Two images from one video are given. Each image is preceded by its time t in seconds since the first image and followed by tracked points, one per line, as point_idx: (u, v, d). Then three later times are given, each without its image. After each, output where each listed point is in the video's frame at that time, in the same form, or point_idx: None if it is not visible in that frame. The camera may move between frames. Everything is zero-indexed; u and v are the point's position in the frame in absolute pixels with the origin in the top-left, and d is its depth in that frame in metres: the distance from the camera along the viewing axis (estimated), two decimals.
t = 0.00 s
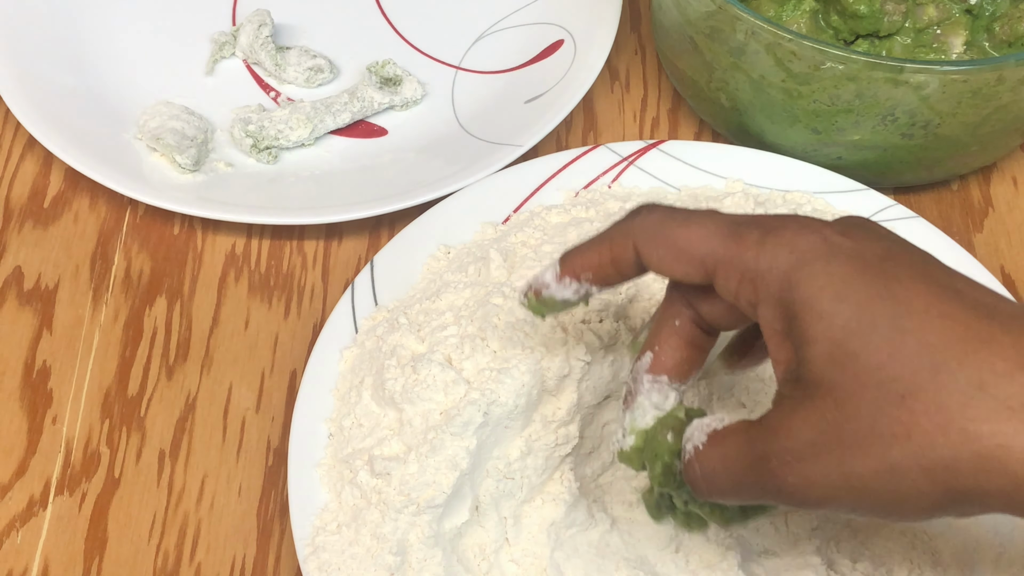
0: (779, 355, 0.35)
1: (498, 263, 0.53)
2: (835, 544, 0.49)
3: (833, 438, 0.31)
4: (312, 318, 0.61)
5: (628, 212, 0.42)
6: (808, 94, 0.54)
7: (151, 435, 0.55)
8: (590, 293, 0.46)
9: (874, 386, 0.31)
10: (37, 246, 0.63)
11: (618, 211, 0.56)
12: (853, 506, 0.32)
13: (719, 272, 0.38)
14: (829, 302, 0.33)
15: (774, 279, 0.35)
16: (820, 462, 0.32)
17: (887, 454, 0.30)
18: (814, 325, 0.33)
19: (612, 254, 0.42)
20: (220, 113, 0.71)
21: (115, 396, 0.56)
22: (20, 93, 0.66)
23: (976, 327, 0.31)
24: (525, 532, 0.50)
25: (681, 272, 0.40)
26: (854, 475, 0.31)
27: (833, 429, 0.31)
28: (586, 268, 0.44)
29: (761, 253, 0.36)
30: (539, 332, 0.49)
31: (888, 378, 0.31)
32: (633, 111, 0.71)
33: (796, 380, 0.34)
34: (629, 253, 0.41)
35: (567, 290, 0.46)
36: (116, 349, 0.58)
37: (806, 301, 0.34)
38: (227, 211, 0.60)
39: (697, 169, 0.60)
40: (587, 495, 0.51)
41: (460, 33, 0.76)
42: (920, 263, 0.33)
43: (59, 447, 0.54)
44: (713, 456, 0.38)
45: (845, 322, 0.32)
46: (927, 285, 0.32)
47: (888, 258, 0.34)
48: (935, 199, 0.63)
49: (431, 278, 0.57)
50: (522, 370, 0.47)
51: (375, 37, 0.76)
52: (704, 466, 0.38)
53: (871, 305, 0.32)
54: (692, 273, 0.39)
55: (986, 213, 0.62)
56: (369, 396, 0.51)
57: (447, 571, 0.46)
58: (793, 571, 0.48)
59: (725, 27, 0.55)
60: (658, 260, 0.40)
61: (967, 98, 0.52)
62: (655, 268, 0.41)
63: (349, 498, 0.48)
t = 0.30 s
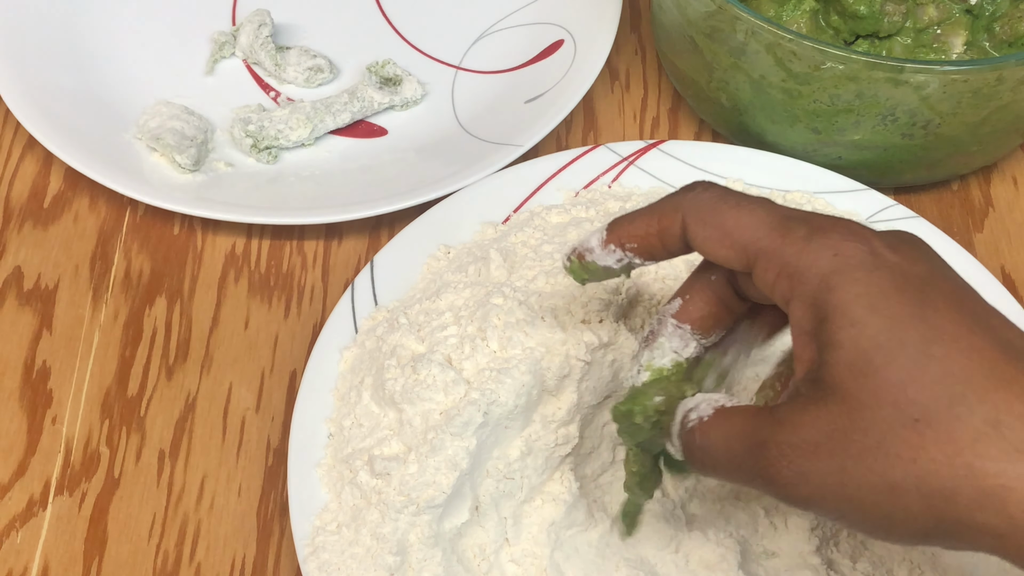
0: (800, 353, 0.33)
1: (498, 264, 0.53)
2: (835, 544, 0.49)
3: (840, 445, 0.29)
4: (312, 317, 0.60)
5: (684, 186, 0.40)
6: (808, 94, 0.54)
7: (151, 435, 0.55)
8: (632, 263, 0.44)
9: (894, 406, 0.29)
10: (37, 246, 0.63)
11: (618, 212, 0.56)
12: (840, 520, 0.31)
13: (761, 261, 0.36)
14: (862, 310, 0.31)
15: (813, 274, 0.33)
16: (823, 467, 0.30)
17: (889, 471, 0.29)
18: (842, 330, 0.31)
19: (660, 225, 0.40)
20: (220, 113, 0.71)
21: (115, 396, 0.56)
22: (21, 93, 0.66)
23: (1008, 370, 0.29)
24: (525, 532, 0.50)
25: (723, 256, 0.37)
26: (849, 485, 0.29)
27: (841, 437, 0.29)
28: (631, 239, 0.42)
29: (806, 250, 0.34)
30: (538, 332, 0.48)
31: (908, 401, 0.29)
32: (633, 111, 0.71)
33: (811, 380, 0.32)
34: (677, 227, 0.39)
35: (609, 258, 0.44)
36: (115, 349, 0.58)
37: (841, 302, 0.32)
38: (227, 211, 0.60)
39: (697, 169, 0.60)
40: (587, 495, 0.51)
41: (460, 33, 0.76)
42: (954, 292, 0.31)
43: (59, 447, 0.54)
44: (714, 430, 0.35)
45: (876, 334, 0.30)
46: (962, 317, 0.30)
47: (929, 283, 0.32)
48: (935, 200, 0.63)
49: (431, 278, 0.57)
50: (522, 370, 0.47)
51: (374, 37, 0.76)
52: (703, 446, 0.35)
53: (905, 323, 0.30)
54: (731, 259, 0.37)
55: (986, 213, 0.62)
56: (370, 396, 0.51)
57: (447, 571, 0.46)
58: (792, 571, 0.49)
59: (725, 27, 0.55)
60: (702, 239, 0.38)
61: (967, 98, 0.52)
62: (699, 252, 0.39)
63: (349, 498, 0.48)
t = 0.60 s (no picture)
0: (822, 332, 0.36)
1: (497, 264, 0.53)
2: (835, 543, 0.49)
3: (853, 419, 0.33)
4: (312, 317, 0.60)
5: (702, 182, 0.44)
6: (809, 94, 0.54)
7: (152, 435, 0.55)
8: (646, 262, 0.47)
9: (909, 380, 0.32)
10: (36, 246, 0.63)
11: (617, 212, 0.56)
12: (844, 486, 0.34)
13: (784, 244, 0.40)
14: (886, 291, 0.34)
15: (836, 262, 0.37)
16: (835, 435, 0.33)
17: (905, 443, 0.32)
18: (863, 310, 0.34)
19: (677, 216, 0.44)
20: (220, 113, 0.71)
21: (115, 395, 0.56)
22: (21, 93, 0.66)
23: (1013, 359, 0.32)
24: (525, 532, 0.49)
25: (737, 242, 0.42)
26: (865, 455, 0.33)
27: (858, 409, 0.33)
28: (648, 234, 0.45)
29: (829, 235, 0.38)
30: (538, 332, 0.48)
31: (924, 379, 0.32)
32: (633, 111, 0.71)
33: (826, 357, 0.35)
34: (696, 217, 0.43)
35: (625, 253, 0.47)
36: (115, 349, 0.58)
37: (861, 286, 0.35)
38: (227, 211, 0.60)
39: (696, 169, 0.60)
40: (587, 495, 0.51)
41: (460, 33, 0.76)
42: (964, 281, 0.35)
43: (59, 447, 0.54)
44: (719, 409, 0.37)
45: (896, 316, 0.33)
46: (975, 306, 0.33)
47: (951, 274, 0.35)
48: (935, 200, 0.63)
49: (431, 278, 0.57)
50: (522, 370, 0.48)
51: (374, 37, 0.76)
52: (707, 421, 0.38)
53: (916, 309, 0.33)
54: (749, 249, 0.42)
55: (986, 213, 0.62)
56: (370, 396, 0.51)
57: (447, 571, 0.46)
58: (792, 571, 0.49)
59: (725, 27, 0.55)
60: (723, 226, 0.42)
61: (967, 98, 0.52)
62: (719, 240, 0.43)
63: (349, 498, 0.48)
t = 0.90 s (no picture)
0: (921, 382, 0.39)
1: (498, 264, 0.53)
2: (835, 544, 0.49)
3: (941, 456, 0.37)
4: (312, 318, 0.61)
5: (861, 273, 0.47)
6: (808, 94, 0.54)
7: (152, 435, 0.55)
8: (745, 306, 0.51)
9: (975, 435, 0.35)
10: (36, 246, 0.63)
11: (617, 211, 0.57)
12: (961, 516, 0.38)
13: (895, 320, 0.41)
14: (951, 350, 0.36)
15: (919, 324, 0.39)
16: (937, 470, 0.38)
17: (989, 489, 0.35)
18: (937, 362, 0.37)
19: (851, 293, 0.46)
20: (220, 113, 0.71)
21: (115, 395, 0.56)
22: (22, 94, 0.66)
23: None
24: (525, 532, 0.50)
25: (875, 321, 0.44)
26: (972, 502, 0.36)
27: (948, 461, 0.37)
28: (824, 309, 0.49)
29: (924, 308, 0.39)
30: (537, 332, 0.48)
31: (991, 429, 0.34)
32: (633, 111, 0.71)
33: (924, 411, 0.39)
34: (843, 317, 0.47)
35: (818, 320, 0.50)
36: (116, 349, 0.58)
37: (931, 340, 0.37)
38: (228, 211, 0.60)
39: (696, 169, 0.60)
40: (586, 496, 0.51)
41: (460, 33, 0.76)
42: None
43: (59, 447, 0.54)
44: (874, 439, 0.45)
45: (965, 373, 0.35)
46: None
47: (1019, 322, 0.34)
48: (934, 200, 0.63)
49: (431, 278, 0.57)
50: (522, 370, 0.47)
51: (374, 37, 0.76)
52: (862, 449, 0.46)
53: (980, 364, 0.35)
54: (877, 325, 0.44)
55: (985, 213, 0.62)
56: (370, 396, 0.51)
57: (447, 571, 0.46)
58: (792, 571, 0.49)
59: (725, 27, 0.55)
60: (857, 316, 0.45)
61: (967, 98, 0.52)
62: (863, 330, 0.46)
63: (349, 498, 0.48)
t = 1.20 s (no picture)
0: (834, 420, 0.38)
1: (497, 264, 0.53)
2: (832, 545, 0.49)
3: (858, 504, 0.34)
4: (312, 317, 0.61)
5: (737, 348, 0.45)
6: (808, 94, 0.54)
7: (152, 435, 0.55)
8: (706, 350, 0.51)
9: (906, 467, 0.33)
10: (37, 246, 0.63)
11: (617, 211, 0.57)
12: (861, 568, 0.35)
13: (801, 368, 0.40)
14: (883, 384, 0.35)
15: (843, 356, 0.37)
16: (853, 515, 0.35)
17: (905, 527, 0.33)
18: (871, 395, 0.35)
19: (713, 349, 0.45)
20: (220, 113, 0.71)
21: (115, 395, 0.56)
22: (21, 94, 0.66)
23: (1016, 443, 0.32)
24: (525, 532, 0.50)
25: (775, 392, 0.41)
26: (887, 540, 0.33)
27: (859, 496, 0.34)
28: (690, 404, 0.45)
29: (835, 341, 0.38)
30: (537, 332, 0.48)
31: (919, 465, 0.33)
32: (633, 111, 0.71)
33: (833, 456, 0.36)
34: (725, 389, 0.43)
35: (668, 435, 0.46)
36: (115, 349, 0.58)
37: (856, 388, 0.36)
38: (228, 211, 0.60)
39: (696, 169, 0.60)
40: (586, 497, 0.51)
41: (460, 33, 0.76)
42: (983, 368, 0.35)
43: (59, 447, 0.54)
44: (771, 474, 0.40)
45: (899, 405, 0.34)
46: (974, 387, 0.34)
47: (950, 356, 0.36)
48: (935, 200, 0.63)
49: (431, 279, 0.57)
50: (522, 370, 0.47)
51: (375, 37, 0.76)
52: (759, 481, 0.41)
53: (915, 396, 0.34)
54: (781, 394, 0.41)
55: (986, 213, 0.62)
56: (370, 396, 0.51)
57: (447, 571, 0.46)
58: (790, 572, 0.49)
59: (725, 27, 0.55)
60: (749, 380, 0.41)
61: (967, 98, 0.52)
62: (749, 398, 0.42)
63: (349, 498, 0.48)
